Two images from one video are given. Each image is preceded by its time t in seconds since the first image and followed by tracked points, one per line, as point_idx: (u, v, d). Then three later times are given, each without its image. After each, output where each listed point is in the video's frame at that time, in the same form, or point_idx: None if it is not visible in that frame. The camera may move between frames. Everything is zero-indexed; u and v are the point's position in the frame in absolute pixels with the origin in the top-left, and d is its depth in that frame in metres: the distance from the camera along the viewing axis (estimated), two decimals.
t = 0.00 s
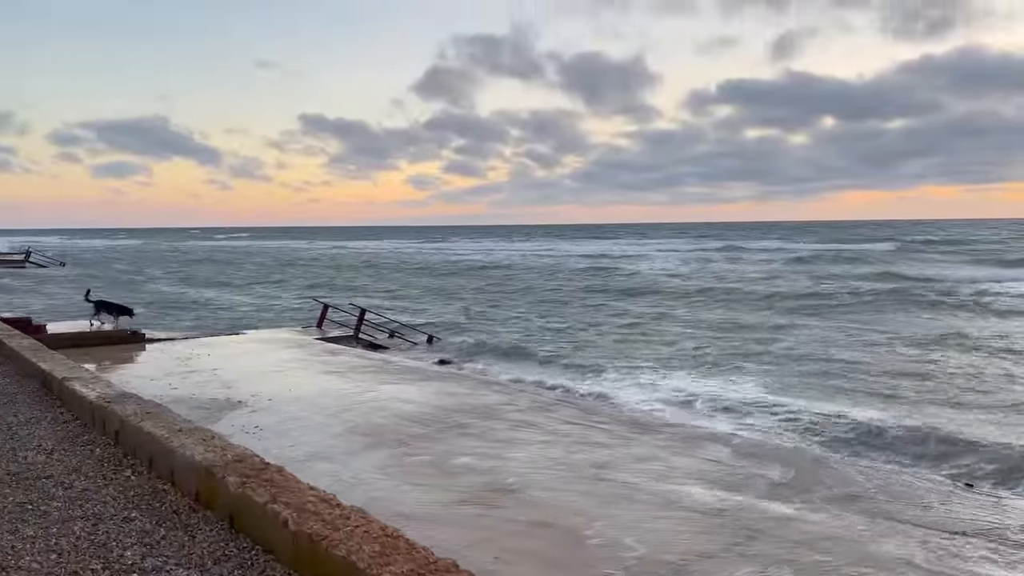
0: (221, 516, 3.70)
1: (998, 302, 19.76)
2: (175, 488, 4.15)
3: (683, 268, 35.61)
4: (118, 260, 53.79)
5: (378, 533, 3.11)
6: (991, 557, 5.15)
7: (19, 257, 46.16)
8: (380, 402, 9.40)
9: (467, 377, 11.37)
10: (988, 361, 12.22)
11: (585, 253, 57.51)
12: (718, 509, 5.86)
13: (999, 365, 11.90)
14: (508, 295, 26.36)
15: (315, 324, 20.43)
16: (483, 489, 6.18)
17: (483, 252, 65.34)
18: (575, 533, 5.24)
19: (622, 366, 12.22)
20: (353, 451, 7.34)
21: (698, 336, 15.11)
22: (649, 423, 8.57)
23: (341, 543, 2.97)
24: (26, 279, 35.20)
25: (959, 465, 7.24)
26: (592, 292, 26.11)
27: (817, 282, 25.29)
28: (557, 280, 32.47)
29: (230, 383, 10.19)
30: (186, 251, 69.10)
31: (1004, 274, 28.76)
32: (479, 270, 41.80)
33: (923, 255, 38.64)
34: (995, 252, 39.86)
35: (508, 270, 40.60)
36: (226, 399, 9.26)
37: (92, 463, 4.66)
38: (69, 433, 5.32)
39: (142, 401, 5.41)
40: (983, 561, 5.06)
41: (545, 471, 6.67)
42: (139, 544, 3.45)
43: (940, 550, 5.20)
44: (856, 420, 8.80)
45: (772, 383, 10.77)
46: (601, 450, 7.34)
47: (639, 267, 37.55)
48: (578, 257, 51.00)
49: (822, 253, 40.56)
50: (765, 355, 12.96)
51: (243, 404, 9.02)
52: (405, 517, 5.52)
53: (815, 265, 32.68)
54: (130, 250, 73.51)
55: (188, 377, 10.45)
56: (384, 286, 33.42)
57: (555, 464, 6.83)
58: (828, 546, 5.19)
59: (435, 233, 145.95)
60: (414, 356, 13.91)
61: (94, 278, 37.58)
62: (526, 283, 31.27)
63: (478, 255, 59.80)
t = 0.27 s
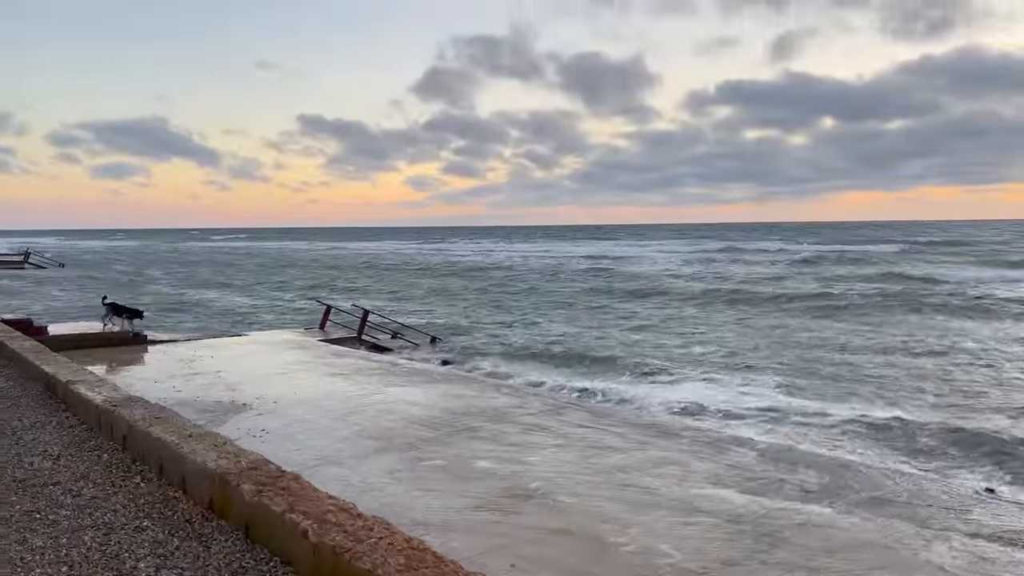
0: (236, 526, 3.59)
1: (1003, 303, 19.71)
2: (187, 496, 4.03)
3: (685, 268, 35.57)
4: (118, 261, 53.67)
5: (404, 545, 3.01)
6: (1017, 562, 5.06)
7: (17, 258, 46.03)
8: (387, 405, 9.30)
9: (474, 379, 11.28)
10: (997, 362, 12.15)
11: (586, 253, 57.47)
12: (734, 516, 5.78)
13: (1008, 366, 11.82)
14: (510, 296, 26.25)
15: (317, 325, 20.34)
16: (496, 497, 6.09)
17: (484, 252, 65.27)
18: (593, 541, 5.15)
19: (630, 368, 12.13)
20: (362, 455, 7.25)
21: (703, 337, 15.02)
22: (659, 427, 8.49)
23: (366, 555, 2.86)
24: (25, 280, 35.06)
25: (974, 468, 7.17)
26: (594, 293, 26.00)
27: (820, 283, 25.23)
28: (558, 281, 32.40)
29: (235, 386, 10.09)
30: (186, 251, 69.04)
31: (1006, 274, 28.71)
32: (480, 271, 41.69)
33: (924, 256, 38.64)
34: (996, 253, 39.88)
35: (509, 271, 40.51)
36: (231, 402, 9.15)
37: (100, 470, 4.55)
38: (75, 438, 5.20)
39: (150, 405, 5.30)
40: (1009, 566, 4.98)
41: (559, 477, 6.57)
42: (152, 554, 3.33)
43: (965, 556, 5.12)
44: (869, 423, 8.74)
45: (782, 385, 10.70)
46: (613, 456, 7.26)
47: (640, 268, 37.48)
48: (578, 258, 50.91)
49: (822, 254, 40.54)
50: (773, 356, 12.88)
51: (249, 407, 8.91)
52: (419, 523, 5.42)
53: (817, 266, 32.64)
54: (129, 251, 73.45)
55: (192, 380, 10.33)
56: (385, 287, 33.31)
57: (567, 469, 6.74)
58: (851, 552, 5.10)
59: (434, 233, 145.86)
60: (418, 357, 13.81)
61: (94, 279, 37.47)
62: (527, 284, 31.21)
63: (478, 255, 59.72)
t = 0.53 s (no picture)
0: (250, 540, 3.47)
1: (1008, 305, 19.64)
2: (197, 507, 3.92)
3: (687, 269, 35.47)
4: (119, 262, 53.55)
5: (427, 563, 2.91)
6: None
7: (17, 259, 45.91)
8: (394, 408, 9.19)
9: (480, 382, 11.16)
10: (1006, 364, 12.07)
11: (587, 254, 57.37)
12: (751, 525, 5.68)
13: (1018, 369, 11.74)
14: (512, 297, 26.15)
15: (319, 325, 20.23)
16: (508, 505, 5.99)
17: (485, 253, 65.21)
18: (609, 550, 5.07)
19: (637, 370, 12.02)
20: (369, 461, 7.14)
21: (709, 339, 14.91)
22: (670, 432, 8.38)
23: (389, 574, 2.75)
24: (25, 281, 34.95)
25: (991, 474, 7.07)
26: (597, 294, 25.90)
27: (824, 284, 25.14)
28: (561, 281, 32.31)
29: (239, 389, 9.97)
30: (187, 251, 68.96)
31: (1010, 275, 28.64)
32: (481, 271, 41.58)
33: (927, 257, 38.55)
34: (999, 254, 39.81)
35: (510, 271, 40.41)
36: (236, 405, 9.03)
37: (107, 479, 4.43)
38: (80, 445, 5.09)
39: (157, 411, 5.18)
40: None
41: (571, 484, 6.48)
42: (164, 570, 3.22)
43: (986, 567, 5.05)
44: (881, 427, 8.64)
45: (791, 388, 10.59)
46: (625, 463, 7.16)
47: (642, 268, 37.38)
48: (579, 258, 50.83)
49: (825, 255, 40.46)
50: (781, 358, 12.77)
51: (254, 411, 8.79)
52: (432, 532, 5.33)
53: (820, 267, 32.53)
54: (130, 251, 73.42)
55: (196, 382, 10.22)
56: (386, 288, 33.20)
57: (579, 474, 6.65)
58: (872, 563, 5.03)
59: (434, 233, 145.74)
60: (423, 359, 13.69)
61: (94, 279, 37.35)
62: (529, 285, 31.09)
63: (479, 256, 59.60)
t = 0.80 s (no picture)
0: (259, 549, 3.37)
1: (1012, 306, 19.57)
2: (204, 514, 3.82)
3: (689, 269, 35.38)
4: (119, 261, 53.45)
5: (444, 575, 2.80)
6: None
7: (17, 258, 45.80)
8: (398, 410, 9.10)
9: (484, 383, 11.07)
10: (1013, 366, 12.01)
11: (588, 254, 57.28)
12: (765, 532, 5.59)
13: None
14: (514, 297, 26.05)
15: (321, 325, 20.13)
16: (518, 511, 5.90)
17: (486, 252, 65.09)
18: (620, 557, 5.01)
19: (642, 371, 11.92)
20: (375, 463, 7.04)
21: (714, 340, 14.82)
22: (678, 435, 8.29)
23: None
24: (25, 280, 34.86)
25: (1006, 480, 6.99)
26: (599, 294, 25.82)
27: (827, 285, 25.05)
28: (562, 281, 32.20)
29: (241, 390, 9.87)
30: (187, 251, 68.87)
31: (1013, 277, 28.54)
32: (482, 270, 41.46)
33: (929, 258, 38.48)
34: (1003, 254, 39.72)
35: (511, 271, 40.32)
36: (238, 407, 8.93)
37: (111, 484, 4.33)
38: (82, 449, 4.99)
39: (161, 414, 5.08)
40: None
41: (580, 490, 6.42)
42: None
43: None
44: (891, 431, 8.55)
45: (799, 390, 10.50)
46: (634, 468, 7.08)
47: (643, 269, 37.27)
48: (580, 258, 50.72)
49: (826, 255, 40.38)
50: (787, 359, 12.68)
51: (257, 412, 8.71)
52: (442, 538, 5.26)
53: (823, 267, 32.44)
54: (130, 251, 73.15)
55: (198, 383, 10.14)
56: (387, 288, 33.11)
57: (587, 482, 6.59)
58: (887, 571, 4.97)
59: (434, 233, 145.65)
60: (426, 359, 13.60)
61: (94, 279, 37.25)
62: (531, 284, 30.99)
63: (480, 256, 59.48)
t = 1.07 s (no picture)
0: (260, 563, 3.27)
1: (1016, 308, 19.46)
2: (203, 526, 3.72)
3: (690, 270, 35.29)
4: (119, 261, 53.38)
5: None
6: None
7: (16, 258, 45.75)
8: (400, 413, 9.00)
9: (486, 386, 10.96)
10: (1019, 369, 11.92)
11: (588, 254, 57.22)
12: (774, 540, 5.51)
13: None
14: (515, 298, 25.95)
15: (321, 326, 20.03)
16: (523, 519, 5.81)
17: (486, 253, 65.02)
18: (628, 567, 4.92)
19: (645, 373, 11.82)
20: (377, 469, 6.94)
21: (717, 341, 14.72)
22: (683, 439, 8.19)
23: None
24: (24, 281, 34.77)
25: (1017, 486, 6.90)
26: (600, 294, 25.70)
27: (829, 286, 24.97)
28: (563, 282, 32.12)
29: (241, 393, 9.76)
30: (187, 251, 68.81)
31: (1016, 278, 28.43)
32: (482, 271, 41.36)
33: (932, 258, 38.38)
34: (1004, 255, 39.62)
35: (512, 272, 40.20)
36: (238, 410, 8.83)
37: (108, 494, 4.23)
38: (79, 456, 4.88)
39: (160, 420, 4.98)
40: None
41: (585, 497, 6.33)
42: None
43: None
44: (899, 435, 8.45)
45: (804, 392, 10.40)
46: (640, 473, 6.98)
47: (645, 269, 37.15)
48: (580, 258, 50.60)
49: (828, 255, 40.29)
50: (792, 362, 12.58)
51: (257, 416, 8.61)
52: (446, 547, 5.16)
53: (824, 268, 32.33)
54: (129, 251, 72.94)
55: (197, 386, 10.03)
56: (387, 288, 33.01)
57: (593, 489, 6.51)
58: None
59: (435, 233, 145.59)
60: (427, 361, 13.49)
61: (94, 279, 37.16)
62: (531, 285, 30.90)
63: (480, 256, 59.35)
